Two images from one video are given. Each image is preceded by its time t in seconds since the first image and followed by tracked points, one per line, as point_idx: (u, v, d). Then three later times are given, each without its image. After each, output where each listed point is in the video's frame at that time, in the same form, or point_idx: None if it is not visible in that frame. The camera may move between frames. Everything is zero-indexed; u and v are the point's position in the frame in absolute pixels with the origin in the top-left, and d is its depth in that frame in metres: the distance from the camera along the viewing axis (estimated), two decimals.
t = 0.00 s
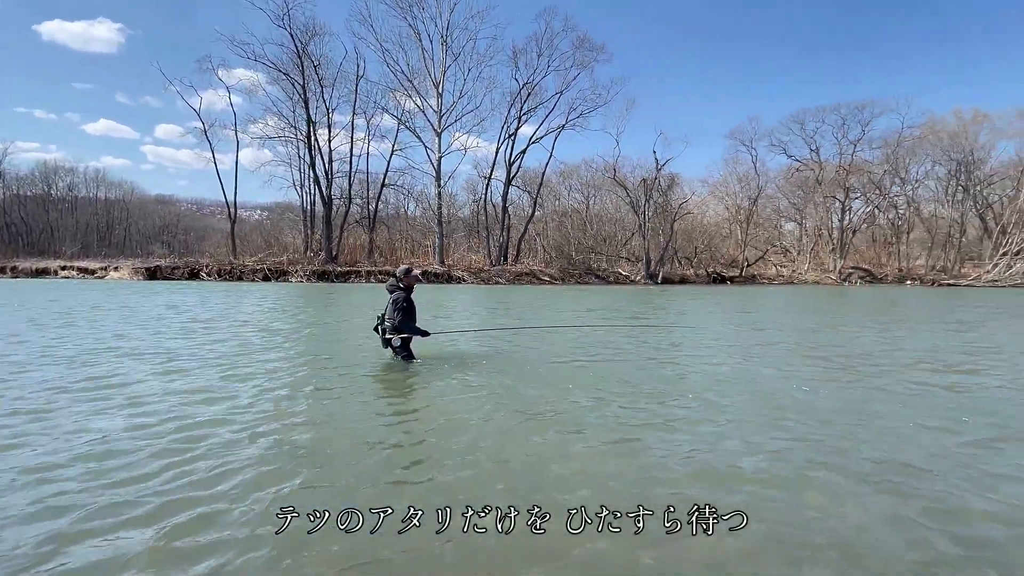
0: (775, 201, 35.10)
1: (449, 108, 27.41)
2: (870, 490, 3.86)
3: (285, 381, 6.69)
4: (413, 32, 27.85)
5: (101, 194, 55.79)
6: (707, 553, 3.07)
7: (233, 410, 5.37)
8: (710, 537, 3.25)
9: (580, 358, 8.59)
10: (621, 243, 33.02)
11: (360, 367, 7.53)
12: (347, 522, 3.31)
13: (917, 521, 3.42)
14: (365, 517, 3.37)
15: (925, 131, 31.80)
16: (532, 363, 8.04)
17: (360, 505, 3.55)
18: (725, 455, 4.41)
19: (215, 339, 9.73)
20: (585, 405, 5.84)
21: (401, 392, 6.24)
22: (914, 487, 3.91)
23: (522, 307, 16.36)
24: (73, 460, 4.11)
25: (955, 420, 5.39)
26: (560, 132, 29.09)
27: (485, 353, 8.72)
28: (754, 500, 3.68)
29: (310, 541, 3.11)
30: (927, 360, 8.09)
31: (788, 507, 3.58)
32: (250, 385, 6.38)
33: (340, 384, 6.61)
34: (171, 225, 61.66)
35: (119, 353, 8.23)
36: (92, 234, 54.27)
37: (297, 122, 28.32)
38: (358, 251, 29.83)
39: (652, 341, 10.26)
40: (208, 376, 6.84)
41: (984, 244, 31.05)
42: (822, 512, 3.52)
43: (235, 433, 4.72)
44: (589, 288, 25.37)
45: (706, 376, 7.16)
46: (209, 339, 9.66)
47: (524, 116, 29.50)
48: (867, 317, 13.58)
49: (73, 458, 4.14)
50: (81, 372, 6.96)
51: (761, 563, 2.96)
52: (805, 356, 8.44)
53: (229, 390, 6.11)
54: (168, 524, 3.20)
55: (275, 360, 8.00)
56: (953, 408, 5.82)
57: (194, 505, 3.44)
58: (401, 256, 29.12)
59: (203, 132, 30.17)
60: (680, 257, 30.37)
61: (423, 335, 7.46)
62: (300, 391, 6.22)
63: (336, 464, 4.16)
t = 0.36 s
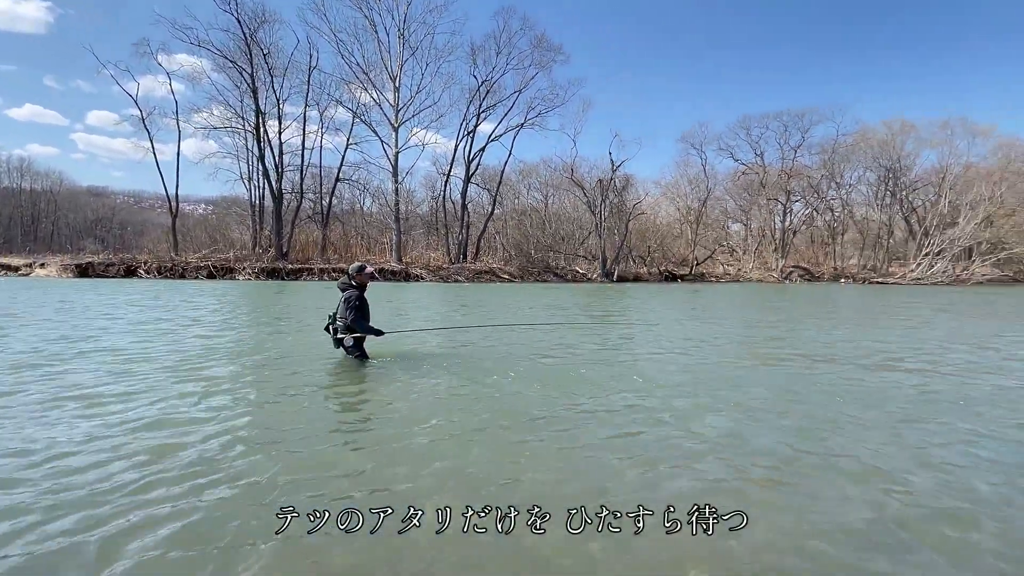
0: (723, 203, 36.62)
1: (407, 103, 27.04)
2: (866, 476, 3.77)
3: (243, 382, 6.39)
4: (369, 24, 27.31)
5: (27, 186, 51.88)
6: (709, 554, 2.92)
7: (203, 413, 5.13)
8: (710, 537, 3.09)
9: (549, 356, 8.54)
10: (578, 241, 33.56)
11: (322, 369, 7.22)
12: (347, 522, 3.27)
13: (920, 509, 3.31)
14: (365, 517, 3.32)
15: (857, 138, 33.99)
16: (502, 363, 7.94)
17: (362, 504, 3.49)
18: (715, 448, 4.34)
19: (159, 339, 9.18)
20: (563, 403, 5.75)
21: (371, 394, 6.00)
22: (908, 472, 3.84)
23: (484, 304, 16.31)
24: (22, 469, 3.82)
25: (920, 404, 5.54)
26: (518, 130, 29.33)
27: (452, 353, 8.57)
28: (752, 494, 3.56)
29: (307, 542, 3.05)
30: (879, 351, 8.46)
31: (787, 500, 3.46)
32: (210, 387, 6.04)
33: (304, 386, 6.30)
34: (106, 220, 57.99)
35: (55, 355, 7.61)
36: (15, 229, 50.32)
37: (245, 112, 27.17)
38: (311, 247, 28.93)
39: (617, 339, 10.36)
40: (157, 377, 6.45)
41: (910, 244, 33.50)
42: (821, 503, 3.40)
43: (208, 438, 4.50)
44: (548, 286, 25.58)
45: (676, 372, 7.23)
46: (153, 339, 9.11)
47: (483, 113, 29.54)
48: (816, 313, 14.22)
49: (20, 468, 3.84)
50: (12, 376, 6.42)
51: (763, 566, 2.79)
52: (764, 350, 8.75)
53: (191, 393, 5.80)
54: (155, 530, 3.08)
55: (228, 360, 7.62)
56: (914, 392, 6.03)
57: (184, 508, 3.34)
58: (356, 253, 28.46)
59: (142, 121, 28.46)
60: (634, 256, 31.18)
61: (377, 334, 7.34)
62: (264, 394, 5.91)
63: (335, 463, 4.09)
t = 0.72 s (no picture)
0: (681, 203, 37.70)
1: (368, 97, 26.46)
2: (855, 474, 3.84)
3: (203, 385, 6.09)
4: (328, 14, 26.48)
5: None
6: (712, 556, 2.88)
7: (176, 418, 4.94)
8: (710, 538, 3.06)
9: (522, 355, 8.50)
10: (542, 239, 33.78)
11: (288, 371, 6.92)
12: (347, 522, 3.20)
13: (911, 508, 3.36)
14: (365, 516, 3.26)
15: (806, 142, 35.69)
16: (476, 362, 7.83)
17: (362, 503, 3.42)
18: (704, 445, 4.37)
19: (104, 341, 8.61)
20: (545, 402, 5.69)
21: (345, 395, 5.80)
22: (894, 468, 3.94)
23: (449, 303, 16.16)
24: None
25: (888, 398, 5.75)
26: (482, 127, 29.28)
27: (424, 352, 8.39)
28: (749, 494, 3.55)
29: (306, 542, 2.98)
30: (839, 346, 8.80)
31: (781, 499, 3.48)
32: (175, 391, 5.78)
33: (272, 389, 6.03)
34: (39, 214, 54.14)
35: None
36: None
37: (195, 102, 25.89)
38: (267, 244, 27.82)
39: (589, 337, 10.42)
40: (107, 382, 6.06)
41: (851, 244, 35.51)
42: (816, 503, 3.42)
43: (184, 445, 4.33)
44: (513, 283, 25.63)
45: (652, 369, 7.31)
46: (97, 341, 8.53)
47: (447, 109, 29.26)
48: (772, 310, 14.77)
49: None
50: None
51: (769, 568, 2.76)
52: (728, 347, 9.01)
53: (156, 399, 5.54)
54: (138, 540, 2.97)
55: (184, 362, 7.24)
56: (880, 386, 6.26)
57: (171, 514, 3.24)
58: (315, 249, 27.66)
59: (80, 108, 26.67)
60: (596, 254, 31.66)
61: (336, 332, 7.14)
62: (234, 397, 5.65)
63: (336, 461, 4.01)
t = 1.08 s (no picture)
0: (643, 202, 38.53)
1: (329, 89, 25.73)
2: (844, 468, 3.88)
3: (160, 387, 5.77)
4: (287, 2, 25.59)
5: None
6: (716, 558, 2.82)
7: (145, 422, 4.72)
8: (710, 538, 3.03)
9: (497, 353, 8.39)
10: (507, 236, 33.81)
11: (255, 373, 6.59)
12: (346, 522, 3.13)
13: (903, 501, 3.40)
14: (365, 516, 3.18)
15: (759, 145, 37.13)
16: (452, 361, 7.67)
17: (362, 503, 3.34)
18: (694, 442, 4.38)
19: (45, 342, 8.07)
20: (528, 400, 5.60)
21: (319, 397, 5.57)
22: (881, 462, 3.99)
23: (414, 300, 15.92)
24: None
25: (861, 391, 5.90)
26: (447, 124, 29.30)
27: (396, 352, 8.19)
28: (747, 491, 3.54)
29: (308, 545, 2.89)
30: (800, 341, 9.14)
31: (777, 494, 3.48)
32: (135, 395, 5.49)
33: (239, 391, 5.72)
34: None
35: None
36: None
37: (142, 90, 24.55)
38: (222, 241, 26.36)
39: (563, 334, 10.40)
40: (53, 387, 5.66)
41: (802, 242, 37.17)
42: (813, 499, 3.42)
43: (165, 445, 4.17)
44: (478, 280, 25.49)
45: (630, 366, 7.34)
46: (37, 343, 7.97)
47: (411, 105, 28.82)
48: (736, 307, 15.21)
49: None
50: None
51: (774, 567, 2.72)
52: (695, 343, 9.21)
53: (118, 400, 5.29)
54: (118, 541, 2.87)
55: (136, 364, 6.84)
56: (851, 379, 6.44)
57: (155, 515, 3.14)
58: (273, 246, 26.74)
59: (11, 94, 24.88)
60: (561, 251, 31.94)
61: (293, 332, 6.90)
62: (200, 400, 5.36)
63: (331, 461, 3.92)
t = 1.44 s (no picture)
0: (609, 200, 39.09)
1: (290, 81, 24.92)
2: (835, 461, 3.90)
3: (121, 389, 5.51)
4: None
5: None
6: (718, 558, 2.78)
7: (106, 424, 4.48)
8: (711, 539, 2.97)
9: (474, 352, 8.26)
10: (475, 234, 33.64)
11: (222, 375, 6.26)
12: (346, 522, 3.08)
13: (896, 494, 3.41)
14: (365, 516, 3.13)
15: (720, 145, 38.25)
16: (429, 359, 7.57)
17: (362, 503, 3.29)
18: (684, 435, 4.43)
19: None
20: (512, 399, 5.49)
21: (296, 397, 5.43)
22: (868, 454, 4.04)
23: (383, 298, 15.66)
24: None
25: (836, 383, 6.04)
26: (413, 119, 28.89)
27: (369, 351, 8.04)
28: (744, 488, 3.51)
29: (308, 544, 2.84)
30: (767, 336, 9.44)
31: (772, 490, 3.48)
32: (99, 396, 5.25)
33: (208, 392, 5.49)
34: None
35: None
36: None
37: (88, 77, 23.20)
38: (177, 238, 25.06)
39: (538, 332, 10.36)
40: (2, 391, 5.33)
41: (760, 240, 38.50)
42: (807, 493, 3.43)
43: (146, 444, 4.05)
44: (447, 278, 25.32)
45: (609, 363, 7.34)
46: None
47: (376, 99, 28.24)
48: (703, 304, 15.54)
49: None
50: None
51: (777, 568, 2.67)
52: (668, 339, 9.39)
53: (83, 402, 5.07)
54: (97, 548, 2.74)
55: (91, 366, 6.49)
56: (825, 371, 6.60)
57: (137, 519, 3.01)
58: (232, 242, 25.79)
59: None
60: (529, 249, 32.00)
61: (251, 332, 6.68)
62: (162, 403, 5.07)
63: (325, 460, 3.85)
